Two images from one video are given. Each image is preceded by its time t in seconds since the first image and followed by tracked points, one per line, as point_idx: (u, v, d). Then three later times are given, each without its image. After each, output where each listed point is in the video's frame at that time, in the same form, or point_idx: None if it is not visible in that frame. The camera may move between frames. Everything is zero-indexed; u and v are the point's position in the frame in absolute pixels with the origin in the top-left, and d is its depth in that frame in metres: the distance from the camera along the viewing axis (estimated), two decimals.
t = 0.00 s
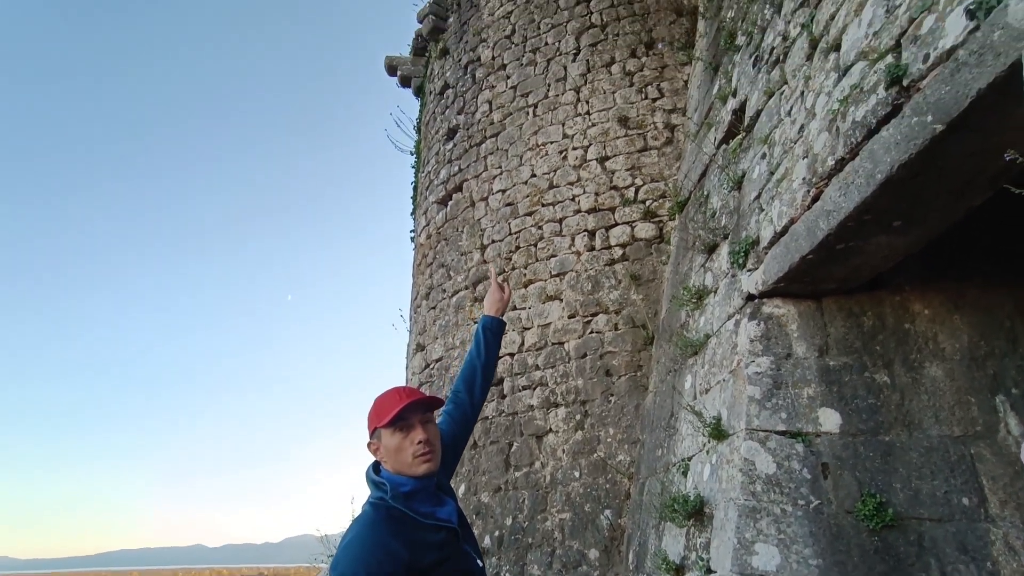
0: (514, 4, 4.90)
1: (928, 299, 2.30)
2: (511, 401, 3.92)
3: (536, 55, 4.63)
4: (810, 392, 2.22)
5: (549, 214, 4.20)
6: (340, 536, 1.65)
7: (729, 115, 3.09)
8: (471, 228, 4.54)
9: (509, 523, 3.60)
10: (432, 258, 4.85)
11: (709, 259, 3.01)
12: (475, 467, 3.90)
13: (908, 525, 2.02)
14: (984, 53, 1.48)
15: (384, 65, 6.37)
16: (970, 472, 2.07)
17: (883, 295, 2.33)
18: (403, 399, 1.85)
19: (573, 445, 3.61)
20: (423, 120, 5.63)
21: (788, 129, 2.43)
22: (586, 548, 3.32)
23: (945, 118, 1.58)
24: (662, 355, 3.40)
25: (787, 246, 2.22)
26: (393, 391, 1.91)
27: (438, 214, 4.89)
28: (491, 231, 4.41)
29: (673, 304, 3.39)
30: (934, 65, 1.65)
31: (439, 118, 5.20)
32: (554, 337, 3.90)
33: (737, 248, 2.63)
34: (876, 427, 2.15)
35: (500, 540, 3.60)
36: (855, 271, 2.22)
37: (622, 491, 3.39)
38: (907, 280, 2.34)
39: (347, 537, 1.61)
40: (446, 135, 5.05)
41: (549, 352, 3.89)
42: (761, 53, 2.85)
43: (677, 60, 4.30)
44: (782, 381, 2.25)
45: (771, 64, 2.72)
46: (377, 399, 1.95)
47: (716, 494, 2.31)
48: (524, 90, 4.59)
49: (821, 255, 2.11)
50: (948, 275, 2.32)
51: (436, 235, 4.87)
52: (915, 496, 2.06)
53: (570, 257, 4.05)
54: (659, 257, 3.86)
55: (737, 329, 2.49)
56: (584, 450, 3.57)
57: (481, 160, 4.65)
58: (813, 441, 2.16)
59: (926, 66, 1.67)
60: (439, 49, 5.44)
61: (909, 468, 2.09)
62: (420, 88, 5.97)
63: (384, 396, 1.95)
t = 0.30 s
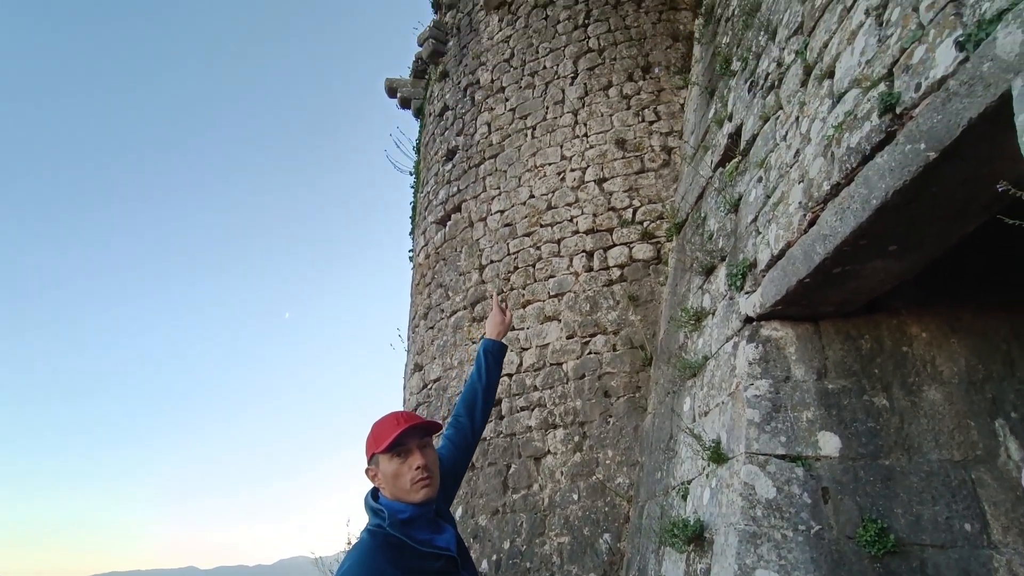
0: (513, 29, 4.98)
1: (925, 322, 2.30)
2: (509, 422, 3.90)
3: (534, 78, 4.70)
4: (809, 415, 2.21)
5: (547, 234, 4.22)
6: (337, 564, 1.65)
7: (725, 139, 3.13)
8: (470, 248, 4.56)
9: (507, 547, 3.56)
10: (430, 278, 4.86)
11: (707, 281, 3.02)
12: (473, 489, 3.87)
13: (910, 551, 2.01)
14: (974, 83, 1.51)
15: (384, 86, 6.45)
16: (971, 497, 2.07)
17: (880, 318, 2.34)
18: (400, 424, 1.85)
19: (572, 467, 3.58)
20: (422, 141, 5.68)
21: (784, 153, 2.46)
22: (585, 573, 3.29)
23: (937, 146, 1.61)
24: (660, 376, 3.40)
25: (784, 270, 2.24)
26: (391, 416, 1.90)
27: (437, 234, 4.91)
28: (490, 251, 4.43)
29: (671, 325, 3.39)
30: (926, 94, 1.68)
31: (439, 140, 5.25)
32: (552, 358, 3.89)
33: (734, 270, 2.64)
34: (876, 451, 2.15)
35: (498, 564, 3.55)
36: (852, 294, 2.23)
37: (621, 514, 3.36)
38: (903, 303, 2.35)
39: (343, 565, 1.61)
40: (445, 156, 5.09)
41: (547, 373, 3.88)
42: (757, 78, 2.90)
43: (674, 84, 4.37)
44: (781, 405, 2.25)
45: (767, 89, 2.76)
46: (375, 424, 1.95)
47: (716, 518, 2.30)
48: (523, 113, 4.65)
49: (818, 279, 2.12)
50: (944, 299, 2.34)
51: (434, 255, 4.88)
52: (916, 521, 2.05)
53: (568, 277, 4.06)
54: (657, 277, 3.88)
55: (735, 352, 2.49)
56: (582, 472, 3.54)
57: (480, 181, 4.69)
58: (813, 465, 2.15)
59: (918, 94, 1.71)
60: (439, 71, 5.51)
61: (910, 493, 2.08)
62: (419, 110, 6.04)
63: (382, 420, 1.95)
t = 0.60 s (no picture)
0: (510, 48, 5.04)
1: (920, 341, 2.31)
2: (505, 439, 3.87)
3: (532, 96, 4.75)
4: (806, 434, 2.21)
5: (545, 250, 4.24)
6: None
7: (720, 158, 3.16)
8: (467, 264, 4.57)
9: (503, 566, 3.52)
10: (428, 294, 4.86)
11: (703, 298, 3.03)
12: (469, 507, 3.83)
13: (909, 572, 2.00)
14: (964, 107, 1.54)
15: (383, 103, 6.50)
16: (969, 517, 2.07)
17: (876, 336, 2.34)
18: (396, 444, 1.85)
19: (568, 485, 3.55)
20: (420, 157, 5.72)
21: (779, 173, 2.49)
22: None
23: (930, 168, 1.63)
24: (657, 393, 3.39)
25: (780, 288, 2.25)
26: (388, 435, 1.91)
27: (434, 250, 4.92)
28: (487, 267, 4.44)
29: (668, 342, 3.39)
30: (917, 117, 1.71)
31: (437, 156, 5.28)
32: (548, 374, 3.88)
33: (730, 288, 2.65)
34: (874, 470, 2.14)
35: None
36: (847, 313, 2.24)
37: (618, 533, 3.34)
38: (899, 321, 2.36)
39: None
40: (443, 173, 5.13)
41: (544, 390, 3.87)
42: (751, 99, 2.94)
43: (669, 103, 4.42)
44: (778, 423, 2.24)
45: (761, 109, 2.80)
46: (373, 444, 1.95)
47: (714, 538, 2.28)
48: (520, 130, 4.69)
49: (813, 297, 2.13)
50: (938, 318, 2.35)
51: (432, 270, 4.89)
52: (915, 542, 2.04)
53: (565, 294, 4.07)
54: (653, 294, 3.89)
55: (732, 370, 2.49)
56: (579, 490, 3.51)
57: (477, 198, 4.72)
58: (810, 484, 2.14)
59: (910, 117, 1.73)
60: (437, 89, 5.57)
61: (908, 512, 2.08)
62: (417, 127, 6.09)
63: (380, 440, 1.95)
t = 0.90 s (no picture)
0: (507, 67, 5.10)
1: (913, 362, 2.33)
2: (499, 457, 3.85)
3: (528, 115, 4.80)
4: (801, 455, 2.20)
5: (540, 267, 4.25)
6: None
7: (714, 178, 3.20)
8: (463, 280, 4.58)
9: None
10: (423, 310, 4.86)
11: (698, 317, 3.04)
12: (463, 526, 3.80)
13: None
14: (952, 135, 1.57)
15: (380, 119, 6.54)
16: (965, 540, 2.07)
17: (869, 358, 2.36)
18: (391, 467, 1.86)
19: (563, 504, 3.53)
20: (417, 174, 5.75)
21: (772, 195, 2.52)
22: None
23: (919, 194, 1.66)
24: (652, 411, 3.39)
25: (773, 309, 2.26)
26: (383, 458, 1.91)
27: (430, 266, 4.93)
28: (483, 284, 4.45)
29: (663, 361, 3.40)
30: (907, 143, 1.74)
31: (433, 173, 5.32)
32: (543, 392, 3.88)
33: (725, 307, 2.67)
34: (868, 491, 2.14)
35: None
36: (840, 334, 2.26)
37: (614, 553, 3.32)
38: (892, 342, 2.37)
39: None
40: (439, 190, 5.15)
41: (539, 407, 3.86)
42: (745, 120, 2.98)
43: (664, 123, 4.48)
44: (772, 444, 2.24)
45: (754, 131, 2.84)
46: (368, 466, 1.96)
47: (710, 560, 2.28)
48: (516, 148, 4.73)
49: (807, 319, 2.15)
50: (931, 339, 2.36)
51: (427, 286, 4.89)
52: (910, 565, 2.04)
53: (560, 311, 4.08)
54: (648, 312, 3.90)
55: (726, 390, 2.49)
56: (574, 509, 3.50)
57: (473, 214, 4.74)
58: (805, 505, 2.14)
59: (900, 142, 1.76)
60: (435, 106, 5.61)
61: (903, 535, 2.08)
62: (415, 143, 6.13)
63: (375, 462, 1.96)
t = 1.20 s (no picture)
0: (501, 90, 5.17)
1: (902, 389, 2.34)
2: (489, 481, 3.81)
3: (521, 138, 4.85)
4: (791, 481, 2.20)
5: (532, 289, 4.26)
6: None
7: (704, 203, 3.24)
8: (455, 301, 4.58)
9: None
10: (414, 330, 4.84)
11: (688, 341, 3.06)
12: (452, 551, 3.74)
13: None
14: (935, 168, 1.61)
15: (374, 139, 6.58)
16: (955, 568, 2.08)
17: (858, 384, 2.37)
18: (379, 495, 1.84)
19: (554, 529, 3.50)
20: (410, 194, 5.78)
21: (761, 221, 2.55)
22: None
23: (905, 225, 1.69)
24: (644, 435, 3.38)
25: (763, 335, 2.28)
26: (372, 484, 1.90)
27: (423, 286, 4.93)
28: (475, 305, 4.45)
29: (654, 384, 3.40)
30: (892, 174, 1.77)
31: (427, 194, 5.34)
32: (534, 415, 3.85)
33: (715, 332, 2.68)
34: (859, 519, 2.14)
35: None
36: (829, 361, 2.27)
37: None
38: (881, 369, 2.38)
39: None
40: (432, 211, 5.18)
41: (529, 430, 3.83)
42: (734, 147, 3.03)
43: (655, 147, 4.54)
44: (763, 470, 2.24)
45: (743, 158, 2.88)
46: (357, 492, 1.95)
47: None
48: (509, 170, 4.77)
49: (796, 345, 2.16)
50: (919, 366, 2.38)
51: (419, 306, 4.89)
52: None
53: (551, 333, 4.08)
54: (640, 334, 3.91)
55: (717, 415, 2.50)
56: (564, 534, 3.46)
57: (466, 235, 4.76)
58: (796, 533, 2.13)
59: (885, 174, 1.79)
60: (429, 128, 5.67)
61: (894, 563, 2.08)
62: (409, 164, 6.16)
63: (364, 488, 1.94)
